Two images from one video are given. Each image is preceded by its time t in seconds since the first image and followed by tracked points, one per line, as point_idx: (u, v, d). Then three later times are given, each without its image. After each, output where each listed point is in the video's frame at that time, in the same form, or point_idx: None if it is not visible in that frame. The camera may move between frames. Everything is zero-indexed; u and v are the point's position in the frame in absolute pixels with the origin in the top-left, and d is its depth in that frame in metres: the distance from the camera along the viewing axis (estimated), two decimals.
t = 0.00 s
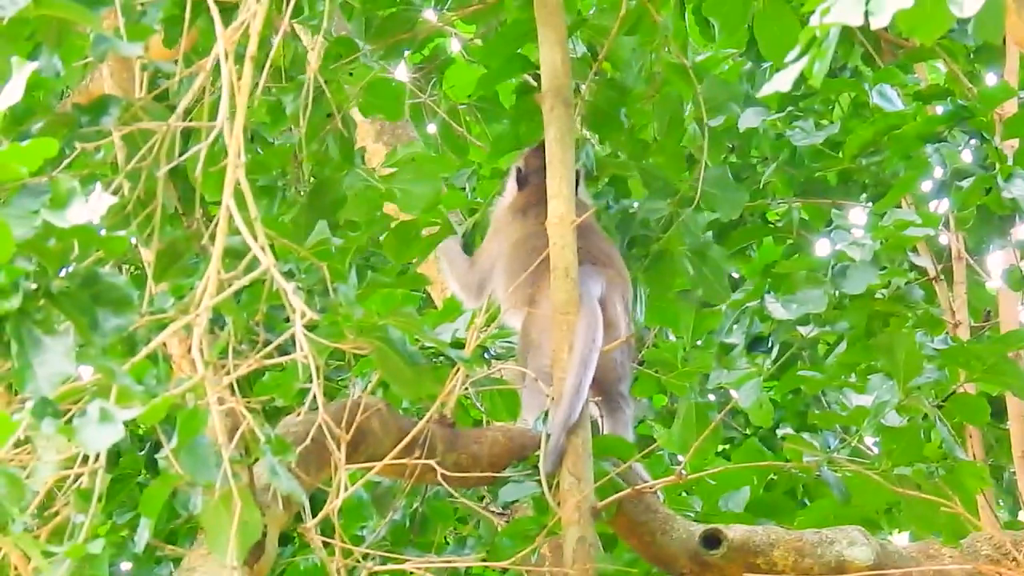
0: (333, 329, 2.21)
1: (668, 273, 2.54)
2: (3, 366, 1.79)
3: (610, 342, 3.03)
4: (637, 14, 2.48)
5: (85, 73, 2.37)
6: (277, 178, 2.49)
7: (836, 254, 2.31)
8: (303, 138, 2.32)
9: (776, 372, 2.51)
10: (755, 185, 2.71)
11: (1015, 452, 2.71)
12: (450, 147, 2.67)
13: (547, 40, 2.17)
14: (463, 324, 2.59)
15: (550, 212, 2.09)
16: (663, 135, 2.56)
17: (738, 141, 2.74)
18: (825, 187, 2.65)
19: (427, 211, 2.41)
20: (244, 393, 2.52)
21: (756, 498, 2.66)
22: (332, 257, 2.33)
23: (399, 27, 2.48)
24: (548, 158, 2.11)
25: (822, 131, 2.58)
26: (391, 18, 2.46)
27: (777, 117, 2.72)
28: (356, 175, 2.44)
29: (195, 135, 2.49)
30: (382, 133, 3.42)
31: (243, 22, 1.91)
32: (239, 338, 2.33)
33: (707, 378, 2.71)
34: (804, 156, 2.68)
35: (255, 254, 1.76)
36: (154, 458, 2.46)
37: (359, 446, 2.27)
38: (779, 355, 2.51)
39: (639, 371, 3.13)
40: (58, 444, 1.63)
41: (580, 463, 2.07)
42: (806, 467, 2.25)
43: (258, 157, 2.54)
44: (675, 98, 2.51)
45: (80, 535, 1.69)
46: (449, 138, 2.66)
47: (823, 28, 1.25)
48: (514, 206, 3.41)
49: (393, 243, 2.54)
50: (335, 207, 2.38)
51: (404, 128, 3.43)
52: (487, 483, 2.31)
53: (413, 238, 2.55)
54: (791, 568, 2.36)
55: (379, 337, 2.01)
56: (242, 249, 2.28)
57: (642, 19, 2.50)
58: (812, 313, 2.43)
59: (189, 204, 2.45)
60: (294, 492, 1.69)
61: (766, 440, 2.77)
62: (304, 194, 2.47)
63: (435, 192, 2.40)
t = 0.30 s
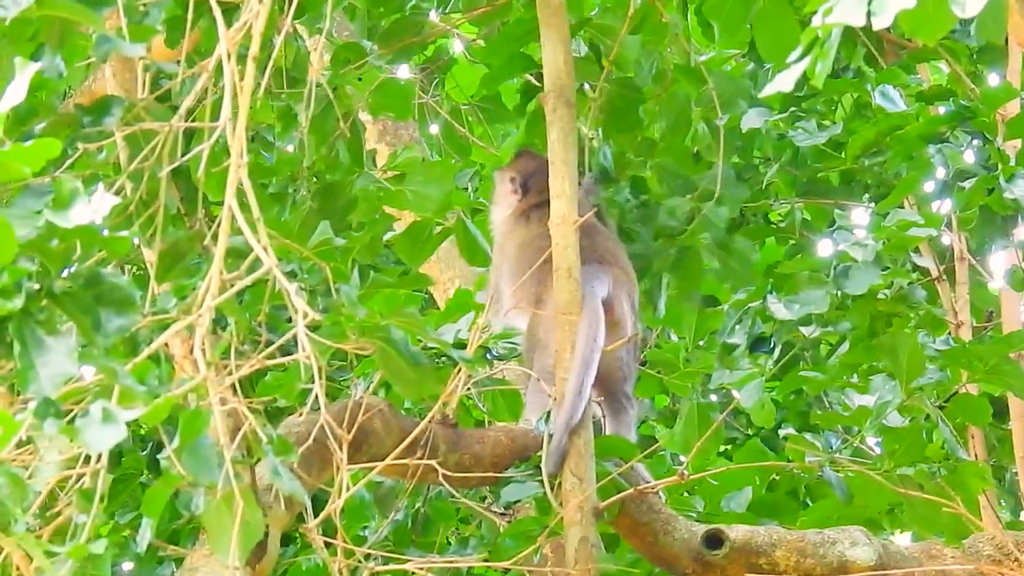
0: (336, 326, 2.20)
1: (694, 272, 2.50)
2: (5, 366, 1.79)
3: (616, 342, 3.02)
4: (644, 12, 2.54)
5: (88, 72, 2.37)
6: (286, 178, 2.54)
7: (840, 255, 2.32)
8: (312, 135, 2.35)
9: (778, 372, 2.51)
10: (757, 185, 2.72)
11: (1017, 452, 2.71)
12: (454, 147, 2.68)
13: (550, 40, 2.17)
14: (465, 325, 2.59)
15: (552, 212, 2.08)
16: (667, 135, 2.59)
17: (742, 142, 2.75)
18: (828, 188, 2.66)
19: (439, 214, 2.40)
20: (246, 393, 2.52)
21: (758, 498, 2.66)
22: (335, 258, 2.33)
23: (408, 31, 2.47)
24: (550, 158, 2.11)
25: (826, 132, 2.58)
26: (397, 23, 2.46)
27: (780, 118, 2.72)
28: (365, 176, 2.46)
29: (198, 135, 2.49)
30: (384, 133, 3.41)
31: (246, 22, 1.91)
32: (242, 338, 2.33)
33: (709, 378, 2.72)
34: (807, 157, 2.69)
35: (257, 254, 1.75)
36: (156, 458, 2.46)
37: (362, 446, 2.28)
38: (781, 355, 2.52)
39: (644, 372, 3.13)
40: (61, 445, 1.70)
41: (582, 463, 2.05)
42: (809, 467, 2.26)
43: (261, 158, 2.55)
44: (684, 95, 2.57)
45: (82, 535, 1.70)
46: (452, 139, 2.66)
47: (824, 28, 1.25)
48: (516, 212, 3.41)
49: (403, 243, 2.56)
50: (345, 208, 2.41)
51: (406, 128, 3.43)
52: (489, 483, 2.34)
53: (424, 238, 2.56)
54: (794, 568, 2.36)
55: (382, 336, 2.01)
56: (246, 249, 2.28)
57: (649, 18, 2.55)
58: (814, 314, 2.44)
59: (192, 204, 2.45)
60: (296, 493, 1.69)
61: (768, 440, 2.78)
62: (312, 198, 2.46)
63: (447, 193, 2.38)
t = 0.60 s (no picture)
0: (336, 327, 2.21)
1: (703, 274, 2.51)
2: (7, 367, 1.79)
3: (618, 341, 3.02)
4: (648, 12, 2.56)
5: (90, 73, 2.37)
6: (290, 182, 2.53)
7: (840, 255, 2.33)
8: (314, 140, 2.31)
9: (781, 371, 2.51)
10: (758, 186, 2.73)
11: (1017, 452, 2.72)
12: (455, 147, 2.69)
13: (551, 41, 2.17)
14: (466, 326, 2.59)
15: (553, 212, 2.08)
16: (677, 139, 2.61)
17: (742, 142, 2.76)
18: (828, 189, 2.67)
19: (439, 213, 2.40)
20: (248, 394, 2.53)
21: (759, 498, 2.66)
22: (337, 258, 2.33)
23: (410, 33, 2.49)
24: (552, 160, 2.11)
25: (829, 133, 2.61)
26: (404, 24, 2.47)
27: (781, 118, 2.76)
28: (367, 177, 2.47)
29: (199, 136, 2.49)
30: (385, 133, 3.42)
31: (247, 22, 1.91)
32: (243, 339, 2.33)
33: (710, 378, 2.72)
34: (808, 158, 2.69)
35: (259, 254, 1.75)
36: (157, 458, 2.46)
37: (364, 447, 2.29)
38: (782, 355, 2.52)
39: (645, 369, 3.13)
40: (60, 445, 1.74)
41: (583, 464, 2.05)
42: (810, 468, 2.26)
43: (263, 158, 2.55)
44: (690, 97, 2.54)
45: (83, 535, 1.70)
46: (454, 140, 2.67)
47: (825, 28, 1.25)
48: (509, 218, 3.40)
49: (405, 243, 2.56)
50: (347, 208, 2.42)
51: (407, 128, 3.43)
52: (490, 483, 2.35)
53: (425, 238, 2.56)
54: (795, 568, 2.36)
55: (384, 337, 2.01)
56: (246, 249, 2.28)
57: (653, 18, 2.57)
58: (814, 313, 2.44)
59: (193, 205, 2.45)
60: (297, 492, 1.69)
61: (769, 441, 2.79)
62: (315, 201, 2.48)
63: (448, 193, 2.37)
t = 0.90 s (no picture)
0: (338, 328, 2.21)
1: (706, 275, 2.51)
2: (9, 368, 1.79)
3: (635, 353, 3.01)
4: (643, 17, 2.56)
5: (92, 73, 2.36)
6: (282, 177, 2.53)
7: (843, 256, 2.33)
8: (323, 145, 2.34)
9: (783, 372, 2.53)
10: (761, 186, 2.73)
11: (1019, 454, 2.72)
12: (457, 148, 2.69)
13: (553, 42, 2.17)
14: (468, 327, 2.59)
15: (556, 212, 2.06)
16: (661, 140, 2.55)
17: (745, 143, 2.76)
18: (831, 190, 2.67)
19: (439, 213, 2.42)
20: (250, 395, 2.53)
21: (762, 499, 2.66)
22: (340, 258, 2.33)
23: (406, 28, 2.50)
24: (554, 159, 2.09)
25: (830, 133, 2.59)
26: (398, 19, 2.47)
27: (783, 119, 2.74)
28: (369, 177, 2.47)
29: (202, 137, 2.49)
30: (387, 134, 3.42)
31: (250, 22, 1.91)
32: (246, 340, 2.33)
33: (713, 379, 2.72)
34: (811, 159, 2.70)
35: (261, 255, 1.75)
36: (159, 459, 2.46)
37: (366, 447, 2.30)
38: (785, 356, 2.52)
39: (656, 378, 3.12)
40: (64, 446, 1.76)
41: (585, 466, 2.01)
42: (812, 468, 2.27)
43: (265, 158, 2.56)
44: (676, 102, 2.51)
45: (86, 536, 1.69)
46: (456, 141, 2.67)
47: (828, 29, 1.25)
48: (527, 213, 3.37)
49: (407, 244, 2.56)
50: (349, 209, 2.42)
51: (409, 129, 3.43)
52: (493, 484, 2.37)
53: (428, 239, 2.56)
54: (797, 569, 2.36)
55: (386, 338, 2.00)
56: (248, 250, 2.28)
57: (647, 22, 2.58)
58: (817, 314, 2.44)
59: (196, 205, 2.46)
60: (300, 493, 1.69)
61: (771, 442, 2.78)
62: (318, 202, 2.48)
63: (448, 194, 2.39)
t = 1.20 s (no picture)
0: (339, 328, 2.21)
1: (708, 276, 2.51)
2: (13, 370, 1.79)
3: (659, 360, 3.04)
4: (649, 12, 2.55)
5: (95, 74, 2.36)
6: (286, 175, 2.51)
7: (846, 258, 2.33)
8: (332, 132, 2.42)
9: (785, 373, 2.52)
10: (763, 187, 2.73)
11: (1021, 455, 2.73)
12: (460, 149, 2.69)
13: (556, 42, 2.17)
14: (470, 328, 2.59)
15: (559, 214, 2.05)
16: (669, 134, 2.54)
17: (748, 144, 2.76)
18: (834, 190, 2.68)
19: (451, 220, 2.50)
20: (253, 396, 2.53)
21: (764, 500, 2.66)
22: (342, 259, 2.33)
23: (411, 28, 2.50)
24: (557, 160, 2.08)
25: (831, 134, 2.60)
26: (401, 22, 2.48)
27: (786, 120, 2.74)
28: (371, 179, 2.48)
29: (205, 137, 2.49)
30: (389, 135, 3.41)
31: (254, 23, 1.91)
32: (248, 341, 2.33)
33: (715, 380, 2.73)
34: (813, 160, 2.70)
35: (265, 256, 1.76)
36: (161, 461, 2.46)
37: (368, 449, 2.30)
38: (788, 357, 2.52)
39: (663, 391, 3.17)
40: (66, 447, 1.73)
41: (588, 465, 1.96)
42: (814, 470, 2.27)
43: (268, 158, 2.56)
44: (687, 87, 2.49)
45: (89, 537, 1.69)
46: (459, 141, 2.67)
47: (831, 33, 1.25)
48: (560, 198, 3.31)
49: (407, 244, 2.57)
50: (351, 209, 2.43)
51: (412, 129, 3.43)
52: (495, 485, 2.37)
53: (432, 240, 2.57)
54: (800, 571, 2.36)
55: (389, 339, 2.00)
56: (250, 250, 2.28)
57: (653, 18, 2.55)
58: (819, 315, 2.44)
59: (199, 205, 2.45)
60: (302, 492, 1.69)
61: (773, 442, 2.78)
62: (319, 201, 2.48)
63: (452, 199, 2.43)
